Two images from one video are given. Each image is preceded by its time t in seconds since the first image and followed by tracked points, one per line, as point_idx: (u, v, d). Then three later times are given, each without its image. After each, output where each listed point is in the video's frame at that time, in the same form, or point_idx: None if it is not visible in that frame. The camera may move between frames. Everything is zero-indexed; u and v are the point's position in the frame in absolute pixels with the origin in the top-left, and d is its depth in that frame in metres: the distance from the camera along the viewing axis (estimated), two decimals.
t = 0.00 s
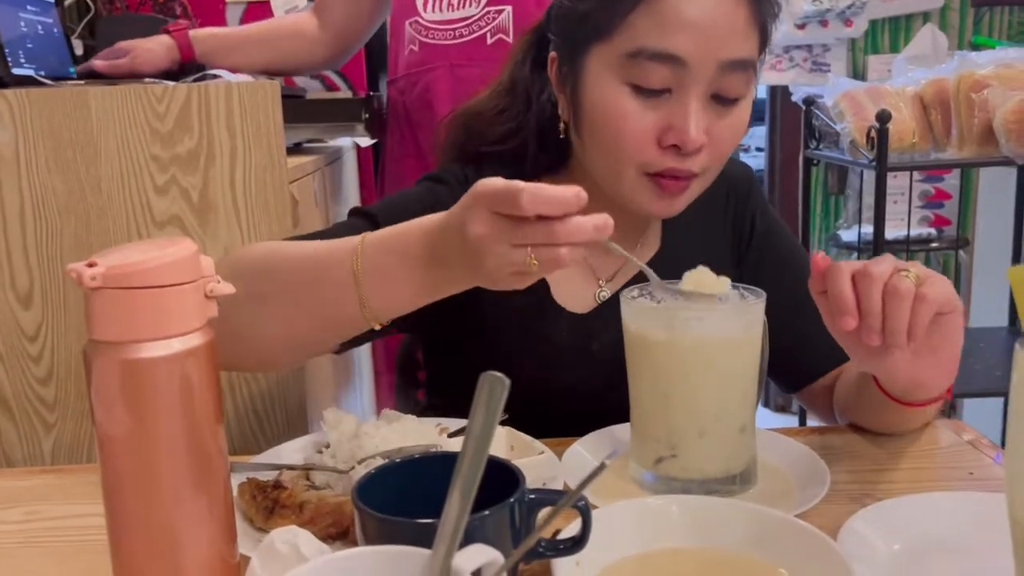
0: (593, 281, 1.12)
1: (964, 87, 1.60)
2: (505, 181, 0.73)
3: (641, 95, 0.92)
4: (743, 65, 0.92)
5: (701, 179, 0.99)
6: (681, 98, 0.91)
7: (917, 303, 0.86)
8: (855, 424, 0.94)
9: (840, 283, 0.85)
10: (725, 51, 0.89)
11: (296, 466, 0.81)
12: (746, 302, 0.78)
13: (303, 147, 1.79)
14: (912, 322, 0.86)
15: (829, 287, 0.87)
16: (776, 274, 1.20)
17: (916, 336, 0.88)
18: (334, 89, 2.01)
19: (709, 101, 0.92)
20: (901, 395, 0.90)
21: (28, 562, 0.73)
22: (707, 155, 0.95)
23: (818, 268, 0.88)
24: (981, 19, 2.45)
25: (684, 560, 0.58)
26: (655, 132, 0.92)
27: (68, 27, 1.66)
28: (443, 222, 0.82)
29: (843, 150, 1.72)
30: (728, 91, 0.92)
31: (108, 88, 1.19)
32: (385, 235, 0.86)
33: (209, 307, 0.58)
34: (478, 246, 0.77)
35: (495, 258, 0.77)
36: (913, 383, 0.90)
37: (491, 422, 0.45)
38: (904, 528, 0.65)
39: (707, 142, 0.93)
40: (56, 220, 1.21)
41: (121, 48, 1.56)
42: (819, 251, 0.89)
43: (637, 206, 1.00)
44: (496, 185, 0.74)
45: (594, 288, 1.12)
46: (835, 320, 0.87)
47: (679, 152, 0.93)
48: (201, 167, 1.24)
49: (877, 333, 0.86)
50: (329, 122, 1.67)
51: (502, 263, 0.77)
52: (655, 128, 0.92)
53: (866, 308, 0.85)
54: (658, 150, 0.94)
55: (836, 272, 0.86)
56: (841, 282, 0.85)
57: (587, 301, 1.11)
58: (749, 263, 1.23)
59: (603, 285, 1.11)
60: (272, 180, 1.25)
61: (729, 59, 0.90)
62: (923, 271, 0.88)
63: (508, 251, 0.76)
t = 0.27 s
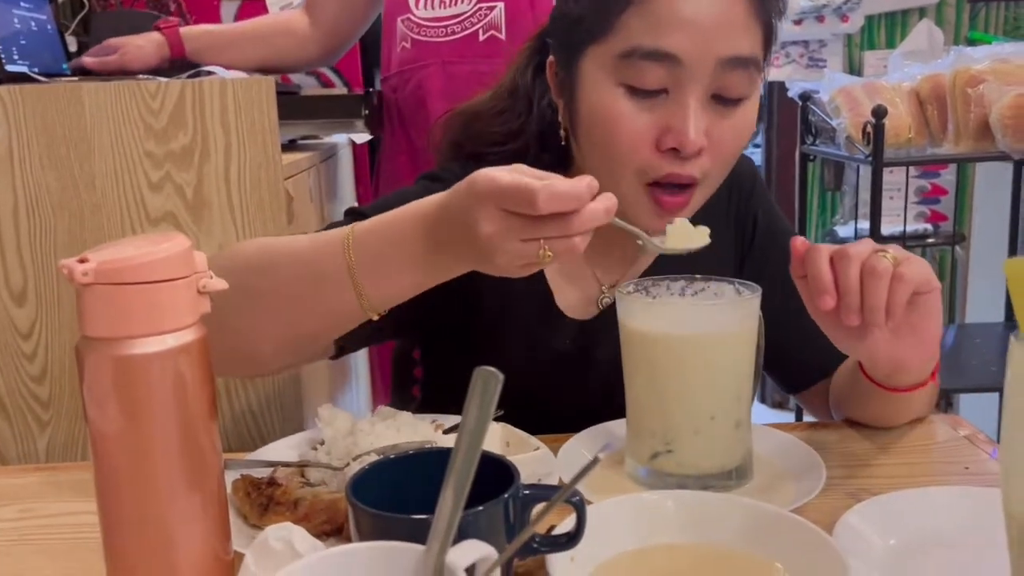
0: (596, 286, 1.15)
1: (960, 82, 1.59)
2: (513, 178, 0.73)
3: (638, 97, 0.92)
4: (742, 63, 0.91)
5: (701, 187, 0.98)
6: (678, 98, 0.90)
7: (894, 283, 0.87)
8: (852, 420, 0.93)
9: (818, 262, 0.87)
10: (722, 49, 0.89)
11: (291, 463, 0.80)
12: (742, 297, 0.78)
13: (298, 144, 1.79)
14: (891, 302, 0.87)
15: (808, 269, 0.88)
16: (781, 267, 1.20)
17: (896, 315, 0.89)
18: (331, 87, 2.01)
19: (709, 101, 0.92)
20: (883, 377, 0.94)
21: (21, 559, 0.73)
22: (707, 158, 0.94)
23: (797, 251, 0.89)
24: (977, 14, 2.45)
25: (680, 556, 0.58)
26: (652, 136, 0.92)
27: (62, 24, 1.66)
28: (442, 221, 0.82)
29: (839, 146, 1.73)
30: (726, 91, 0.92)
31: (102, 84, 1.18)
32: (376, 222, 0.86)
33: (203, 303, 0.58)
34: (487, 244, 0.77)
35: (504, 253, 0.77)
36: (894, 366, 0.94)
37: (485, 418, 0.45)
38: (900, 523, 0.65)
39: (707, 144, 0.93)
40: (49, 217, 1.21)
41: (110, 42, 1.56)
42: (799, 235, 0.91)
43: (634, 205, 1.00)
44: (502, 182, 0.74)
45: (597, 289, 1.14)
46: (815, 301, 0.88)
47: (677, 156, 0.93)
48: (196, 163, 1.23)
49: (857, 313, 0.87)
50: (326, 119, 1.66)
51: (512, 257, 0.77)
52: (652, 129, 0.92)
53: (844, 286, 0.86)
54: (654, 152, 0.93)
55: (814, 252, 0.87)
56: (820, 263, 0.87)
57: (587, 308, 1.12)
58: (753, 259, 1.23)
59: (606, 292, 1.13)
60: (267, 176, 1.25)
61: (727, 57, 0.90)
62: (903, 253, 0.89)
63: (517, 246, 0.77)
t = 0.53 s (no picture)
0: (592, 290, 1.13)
1: (952, 78, 1.59)
2: (530, 185, 0.73)
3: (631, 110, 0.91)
4: (736, 71, 0.90)
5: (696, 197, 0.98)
6: (670, 111, 0.89)
7: (885, 276, 0.88)
8: (845, 415, 0.93)
9: (807, 254, 0.87)
10: (714, 56, 0.87)
11: (282, 461, 0.80)
12: (733, 293, 0.78)
13: (291, 142, 1.79)
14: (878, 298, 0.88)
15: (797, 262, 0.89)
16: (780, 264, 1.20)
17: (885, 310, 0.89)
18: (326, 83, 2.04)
19: (702, 111, 0.90)
20: (872, 371, 0.95)
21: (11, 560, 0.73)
22: (699, 170, 0.94)
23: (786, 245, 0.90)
24: (972, 10, 2.45)
25: (671, 553, 0.58)
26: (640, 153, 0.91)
27: (54, 22, 1.65)
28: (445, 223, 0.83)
29: (833, 142, 1.73)
30: (720, 99, 0.90)
31: (93, 82, 1.18)
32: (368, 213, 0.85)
33: (191, 302, 0.58)
34: (499, 248, 0.77)
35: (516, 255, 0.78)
36: (882, 362, 0.95)
37: (473, 416, 0.45)
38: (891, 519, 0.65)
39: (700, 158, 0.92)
40: (40, 216, 1.20)
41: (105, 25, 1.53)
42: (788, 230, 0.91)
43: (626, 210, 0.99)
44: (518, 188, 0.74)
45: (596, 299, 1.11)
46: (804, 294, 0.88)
47: (666, 170, 0.92)
48: (187, 161, 1.23)
49: (846, 308, 0.87)
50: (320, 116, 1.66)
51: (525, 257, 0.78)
52: (639, 141, 0.90)
53: (833, 281, 0.87)
54: (642, 164, 0.92)
55: (803, 245, 0.88)
56: (810, 256, 0.87)
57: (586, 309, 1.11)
58: (754, 257, 1.22)
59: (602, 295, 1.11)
60: (259, 174, 1.24)
61: (718, 64, 0.88)
62: (890, 247, 0.90)
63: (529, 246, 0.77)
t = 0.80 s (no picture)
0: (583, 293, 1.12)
1: (943, 73, 1.59)
2: (529, 209, 0.72)
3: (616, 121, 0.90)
4: (724, 78, 0.89)
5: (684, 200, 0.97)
6: (652, 121, 0.88)
7: (876, 272, 0.87)
8: (836, 411, 0.93)
9: (799, 249, 0.87)
10: (699, 63, 0.87)
11: (271, 459, 0.79)
12: (723, 289, 0.78)
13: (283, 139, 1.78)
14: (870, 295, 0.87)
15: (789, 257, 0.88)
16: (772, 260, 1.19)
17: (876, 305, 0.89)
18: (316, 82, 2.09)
19: (687, 119, 0.90)
20: (862, 368, 0.95)
21: None
22: (683, 180, 0.93)
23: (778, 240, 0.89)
24: (964, 5, 2.46)
25: (659, 550, 0.58)
26: (625, 162, 0.91)
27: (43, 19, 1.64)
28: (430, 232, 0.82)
29: (825, 137, 1.73)
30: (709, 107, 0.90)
31: (80, 79, 1.17)
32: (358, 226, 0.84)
33: (175, 299, 0.57)
34: (492, 266, 0.77)
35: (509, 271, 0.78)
36: (873, 357, 0.95)
37: (457, 413, 0.44)
38: (880, 514, 0.65)
39: (684, 168, 0.91)
40: (28, 213, 1.20)
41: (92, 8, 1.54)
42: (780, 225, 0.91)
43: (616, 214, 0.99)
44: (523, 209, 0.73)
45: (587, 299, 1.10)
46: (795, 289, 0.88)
47: (650, 181, 0.91)
48: (176, 158, 1.22)
49: (837, 303, 0.87)
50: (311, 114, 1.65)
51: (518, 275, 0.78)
52: (622, 151, 0.90)
53: (825, 276, 0.86)
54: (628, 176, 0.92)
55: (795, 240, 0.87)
56: (802, 251, 0.86)
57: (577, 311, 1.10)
58: (746, 254, 1.21)
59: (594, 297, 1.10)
60: (249, 171, 1.24)
61: (703, 72, 0.87)
62: (883, 243, 0.90)
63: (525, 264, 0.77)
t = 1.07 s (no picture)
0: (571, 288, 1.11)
1: (934, 68, 1.60)
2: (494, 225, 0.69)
3: (614, 119, 0.90)
4: (715, 76, 0.89)
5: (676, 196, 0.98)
6: (647, 118, 0.88)
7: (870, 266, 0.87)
8: (828, 405, 0.93)
9: (792, 243, 0.87)
10: (692, 61, 0.86)
11: (262, 456, 0.79)
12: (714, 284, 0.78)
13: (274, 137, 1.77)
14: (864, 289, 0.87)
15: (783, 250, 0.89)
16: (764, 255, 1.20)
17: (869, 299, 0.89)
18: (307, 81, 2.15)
19: (682, 116, 0.90)
20: (854, 361, 0.95)
21: None
22: (679, 176, 0.93)
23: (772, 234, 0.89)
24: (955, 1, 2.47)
25: (652, 545, 0.58)
26: (623, 159, 0.91)
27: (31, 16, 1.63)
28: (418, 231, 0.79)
29: (816, 133, 1.73)
30: (700, 105, 0.90)
31: (69, 75, 1.17)
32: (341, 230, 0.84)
33: (163, 296, 0.57)
34: (462, 279, 0.76)
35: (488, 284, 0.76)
36: (866, 351, 0.95)
37: (446, 407, 0.44)
38: (870, 508, 0.65)
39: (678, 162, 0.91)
40: (17, 211, 1.19)
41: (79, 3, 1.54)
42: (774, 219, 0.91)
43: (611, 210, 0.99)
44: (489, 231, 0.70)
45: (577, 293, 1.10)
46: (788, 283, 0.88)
47: (647, 179, 0.92)
48: (166, 155, 1.22)
49: (831, 298, 0.87)
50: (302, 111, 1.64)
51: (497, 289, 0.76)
52: (620, 148, 0.90)
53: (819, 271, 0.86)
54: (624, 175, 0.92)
55: (789, 235, 0.87)
56: (795, 246, 0.87)
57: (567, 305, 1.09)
58: (737, 249, 1.21)
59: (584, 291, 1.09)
60: (239, 168, 1.23)
61: (697, 70, 0.87)
62: (876, 237, 0.89)
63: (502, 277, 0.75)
